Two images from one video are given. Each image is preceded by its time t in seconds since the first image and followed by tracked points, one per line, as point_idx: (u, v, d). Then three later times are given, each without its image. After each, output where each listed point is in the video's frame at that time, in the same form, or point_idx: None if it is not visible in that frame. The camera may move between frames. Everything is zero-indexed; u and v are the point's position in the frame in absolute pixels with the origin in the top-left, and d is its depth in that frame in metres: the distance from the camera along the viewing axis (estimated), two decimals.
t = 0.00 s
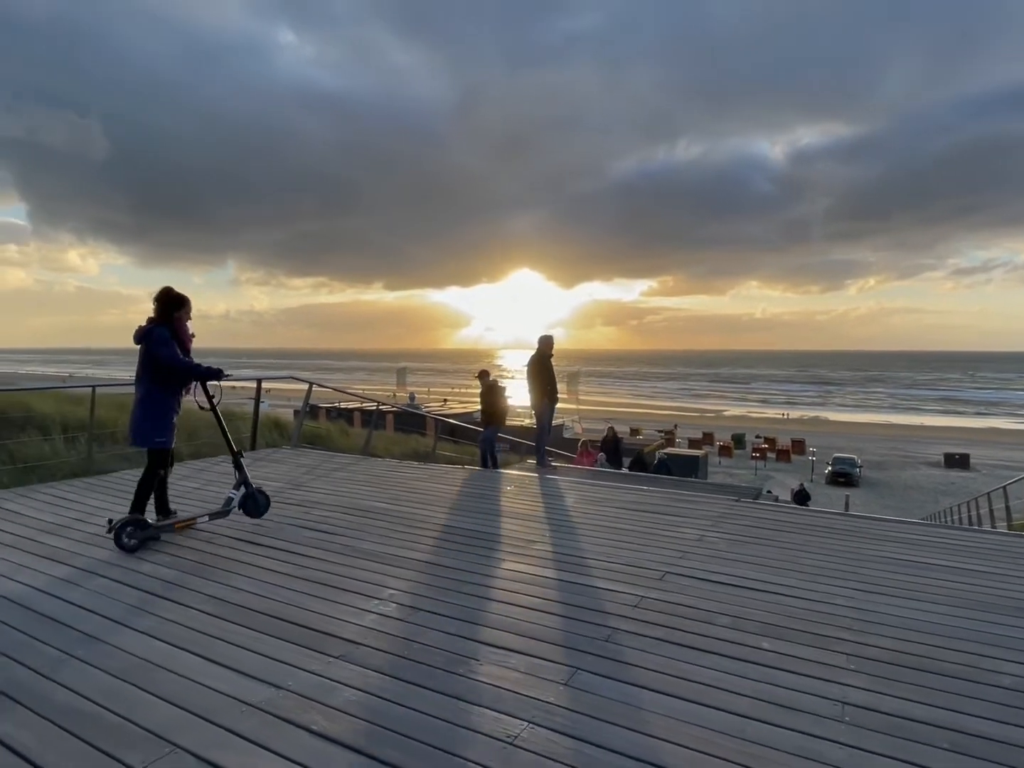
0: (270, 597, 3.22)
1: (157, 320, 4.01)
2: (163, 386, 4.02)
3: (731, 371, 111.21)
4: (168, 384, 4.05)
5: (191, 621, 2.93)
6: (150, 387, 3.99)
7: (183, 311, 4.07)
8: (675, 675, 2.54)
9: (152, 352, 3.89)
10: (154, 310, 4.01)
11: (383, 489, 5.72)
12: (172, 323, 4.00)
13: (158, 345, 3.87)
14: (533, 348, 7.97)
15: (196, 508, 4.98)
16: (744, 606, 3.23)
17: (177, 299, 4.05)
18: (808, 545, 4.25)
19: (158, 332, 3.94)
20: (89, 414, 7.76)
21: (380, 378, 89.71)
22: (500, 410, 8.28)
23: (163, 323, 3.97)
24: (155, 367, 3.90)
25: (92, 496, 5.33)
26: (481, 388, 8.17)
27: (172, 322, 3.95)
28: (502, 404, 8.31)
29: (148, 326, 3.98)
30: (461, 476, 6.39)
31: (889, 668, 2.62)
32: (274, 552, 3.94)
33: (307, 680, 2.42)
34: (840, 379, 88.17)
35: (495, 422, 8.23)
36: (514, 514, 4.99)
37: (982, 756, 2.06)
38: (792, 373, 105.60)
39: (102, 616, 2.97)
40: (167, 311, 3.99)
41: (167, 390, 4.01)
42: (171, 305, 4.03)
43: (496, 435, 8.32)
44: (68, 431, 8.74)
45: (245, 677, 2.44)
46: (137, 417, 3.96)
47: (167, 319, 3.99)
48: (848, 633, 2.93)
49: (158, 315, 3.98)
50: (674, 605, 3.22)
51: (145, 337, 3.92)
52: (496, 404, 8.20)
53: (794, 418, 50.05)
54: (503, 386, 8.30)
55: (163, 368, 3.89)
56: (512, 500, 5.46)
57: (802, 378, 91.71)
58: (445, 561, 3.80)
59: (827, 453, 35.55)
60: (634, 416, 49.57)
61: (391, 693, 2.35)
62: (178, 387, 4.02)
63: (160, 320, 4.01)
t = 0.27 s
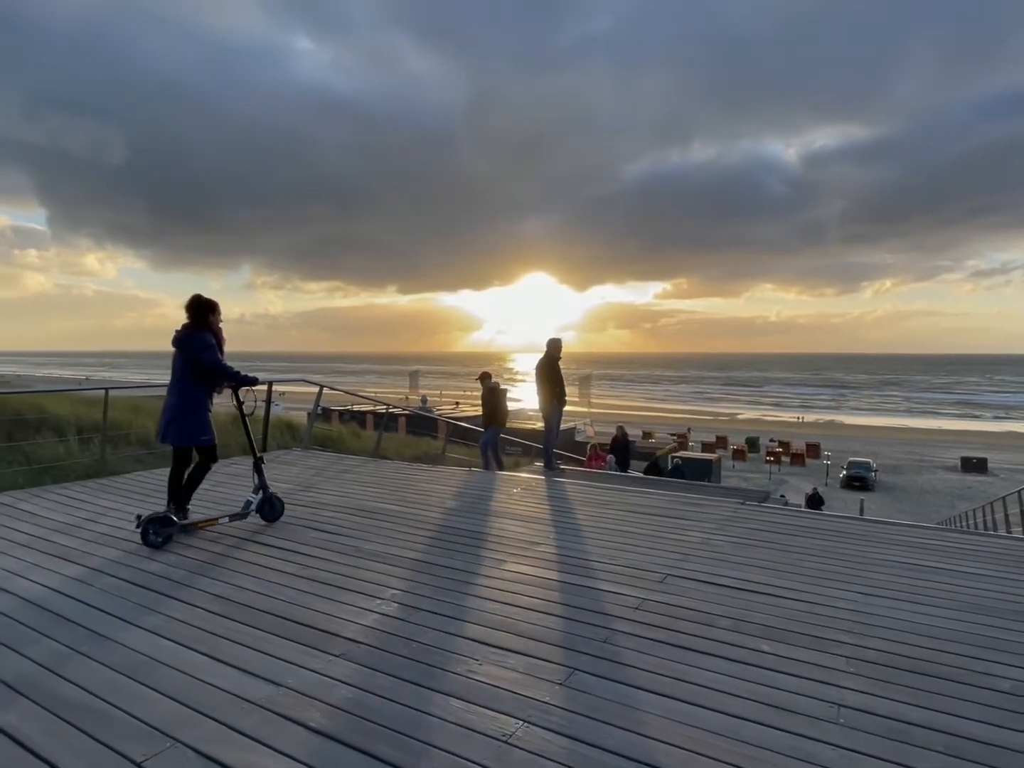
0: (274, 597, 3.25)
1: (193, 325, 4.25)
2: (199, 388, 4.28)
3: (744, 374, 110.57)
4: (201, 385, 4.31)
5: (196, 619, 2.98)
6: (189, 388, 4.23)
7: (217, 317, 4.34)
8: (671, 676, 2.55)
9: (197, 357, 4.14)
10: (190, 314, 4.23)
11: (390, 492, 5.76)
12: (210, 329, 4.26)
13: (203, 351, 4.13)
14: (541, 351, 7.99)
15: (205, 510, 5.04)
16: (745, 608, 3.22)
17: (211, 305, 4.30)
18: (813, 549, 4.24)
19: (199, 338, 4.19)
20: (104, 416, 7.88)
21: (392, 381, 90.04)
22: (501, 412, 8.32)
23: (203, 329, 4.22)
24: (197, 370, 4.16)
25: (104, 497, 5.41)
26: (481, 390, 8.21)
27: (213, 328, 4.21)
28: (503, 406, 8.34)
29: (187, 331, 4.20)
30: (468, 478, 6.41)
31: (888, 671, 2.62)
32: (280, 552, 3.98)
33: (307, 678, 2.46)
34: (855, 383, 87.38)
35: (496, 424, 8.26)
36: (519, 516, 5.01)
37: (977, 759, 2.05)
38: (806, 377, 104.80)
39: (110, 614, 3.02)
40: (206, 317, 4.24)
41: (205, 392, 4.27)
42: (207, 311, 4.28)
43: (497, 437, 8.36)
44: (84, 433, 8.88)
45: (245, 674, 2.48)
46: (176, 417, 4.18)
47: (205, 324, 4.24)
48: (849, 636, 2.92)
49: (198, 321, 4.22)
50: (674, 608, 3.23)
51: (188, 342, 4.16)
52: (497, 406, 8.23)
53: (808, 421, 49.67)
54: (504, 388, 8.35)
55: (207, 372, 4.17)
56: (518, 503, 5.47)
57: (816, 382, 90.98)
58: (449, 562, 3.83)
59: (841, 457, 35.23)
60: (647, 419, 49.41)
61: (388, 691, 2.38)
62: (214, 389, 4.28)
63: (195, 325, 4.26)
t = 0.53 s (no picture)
0: (280, 598, 3.29)
1: (227, 330, 4.44)
2: (234, 390, 4.48)
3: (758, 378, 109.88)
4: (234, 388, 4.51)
5: (203, 620, 3.01)
6: (225, 391, 4.43)
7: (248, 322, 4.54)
8: (673, 679, 2.55)
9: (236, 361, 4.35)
10: (224, 320, 4.42)
11: (398, 494, 5.79)
12: (244, 334, 4.47)
13: (241, 355, 4.34)
14: (550, 354, 8.00)
15: (215, 511, 5.09)
16: (749, 612, 3.22)
17: (243, 311, 4.51)
18: (820, 553, 4.21)
19: (235, 343, 4.38)
20: (118, 418, 7.99)
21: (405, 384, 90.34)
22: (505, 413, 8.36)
23: (237, 334, 4.41)
24: (235, 374, 4.36)
25: (117, 498, 5.48)
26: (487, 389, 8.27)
27: (248, 334, 4.42)
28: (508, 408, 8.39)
29: (222, 336, 4.38)
30: (477, 482, 6.43)
31: (891, 676, 2.60)
32: (288, 554, 4.02)
33: (310, 678, 2.48)
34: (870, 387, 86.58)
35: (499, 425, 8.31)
36: (526, 519, 5.02)
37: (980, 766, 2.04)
38: (820, 380, 103.96)
39: (119, 614, 3.07)
40: (240, 323, 4.45)
41: (240, 394, 4.48)
42: (240, 317, 4.48)
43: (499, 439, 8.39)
44: (99, 435, 9.01)
45: (249, 674, 2.51)
46: (214, 419, 4.37)
47: (240, 330, 4.44)
48: (853, 641, 2.91)
49: (233, 326, 4.41)
50: (678, 611, 3.23)
51: (226, 347, 4.35)
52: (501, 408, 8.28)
53: (822, 425, 49.26)
54: (509, 389, 8.40)
55: (245, 375, 4.38)
56: (526, 506, 5.48)
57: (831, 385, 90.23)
58: (454, 565, 3.84)
59: (856, 462, 34.91)
60: (659, 423, 49.23)
61: (390, 692, 2.40)
62: (248, 391, 4.48)
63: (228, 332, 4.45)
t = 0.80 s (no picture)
0: (288, 603, 3.28)
1: (263, 337, 4.63)
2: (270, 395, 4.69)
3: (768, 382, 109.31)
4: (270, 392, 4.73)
5: (210, 624, 3.02)
6: (263, 396, 4.64)
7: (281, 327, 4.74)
8: (681, 687, 2.53)
9: (275, 367, 4.56)
10: (260, 327, 4.60)
11: (407, 499, 5.78)
12: (279, 339, 4.66)
13: (277, 362, 4.54)
14: (559, 358, 7.98)
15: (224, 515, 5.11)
16: (759, 620, 3.18)
17: (276, 317, 4.70)
18: (831, 560, 4.17)
19: (274, 349, 4.59)
20: (129, 422, 8.05)
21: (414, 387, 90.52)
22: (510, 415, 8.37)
23: (272, 341, 4.62)
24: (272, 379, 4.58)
25: (128, 501, 5.51)
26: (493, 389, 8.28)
27: (283, 340, 4.62)
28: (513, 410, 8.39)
29: (258, 343, 4.59)
30: (485, 486, 6.42)
31: (904, 687, 2.56)
32: (296, 558, 4.02)
33: (316, 684, 2.48)
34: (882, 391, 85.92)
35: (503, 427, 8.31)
36: (534, 524, 5.00)
37: None
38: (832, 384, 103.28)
39: (127, 618, 3.08)
40: (276, 329, 4.64)
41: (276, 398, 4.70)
42: (274, 323, 4.67)
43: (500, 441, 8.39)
44: (110, 438, 9.07)
45: (254, 680, 2.51)
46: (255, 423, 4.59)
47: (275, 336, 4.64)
48: (865, 651, 2.87)
49: (270, 333, 4.61)
50: (687, 618, 3.20)
51: (264, 354, 4.55)
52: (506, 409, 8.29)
53: (834, 430, 48.91)
54: (513, 390, 8.42)
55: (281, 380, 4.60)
56: (534, 511, 5.46)
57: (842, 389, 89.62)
58: (462, 570, 3.83)
59: (868, 466, 34.61)
60: (668, 426, 49.06)
61: (396, 699, 2.39)
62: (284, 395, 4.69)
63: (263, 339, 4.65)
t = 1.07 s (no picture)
0: (294, 608, 3.27)
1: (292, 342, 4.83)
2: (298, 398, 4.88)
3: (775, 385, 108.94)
4: (298, 394, 4.92)
5: (216, 629, 3.00)
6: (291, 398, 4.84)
7: (307, 333, 4.95)
8: (690, 696, 2.50)
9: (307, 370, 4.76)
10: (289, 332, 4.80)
11: (413, 503, 5.76)
12: (308, 344, 4.88)
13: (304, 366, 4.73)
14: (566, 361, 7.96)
15: (230, 519, 5.10)
16: (770, 627, 3.15)
17: (305, 323, 4.89)
18: (841, 566, 4.12)
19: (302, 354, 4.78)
20: (136, 425, 8.06)
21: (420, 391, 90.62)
22: (506, 418, 8.34)
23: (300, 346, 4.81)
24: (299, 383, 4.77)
25: (135, 505, 5.51)
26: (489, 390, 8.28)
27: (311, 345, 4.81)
28: (510, 413, 8.37)
29: (287, 347, 4.79)
30: (491, 490, 6.39)
31: (917, 696, 2.52)
32: (302, 563, 4.01)
33: (321, 691, 2.45)
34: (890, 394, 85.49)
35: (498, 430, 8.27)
36: (541, 529, 4.97)
37: None
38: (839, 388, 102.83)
39: (133, 622, 3.07)
40: (306, 334, 4.85)
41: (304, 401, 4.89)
42: (303, 328, 4.87)
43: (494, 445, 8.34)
44: (118, 442, 9.09)
45: (259, 686, 2.49)
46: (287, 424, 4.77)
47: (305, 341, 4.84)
48: (877, 659, 2.83)
49: (298, 338, 4.81)
50: (696, 625, 3.17)
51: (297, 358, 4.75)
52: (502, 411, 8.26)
53: (841, 433, 48.66)
54: (507, 394, 8.36)
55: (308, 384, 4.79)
56: (541, 515, 5.43)
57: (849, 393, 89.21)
58: (468, 575, 3.81)
59: (876, 470, 34.41)
60: (674, 430, 48.92)
61: (402, 706, 2.37)
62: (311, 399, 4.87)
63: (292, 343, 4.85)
